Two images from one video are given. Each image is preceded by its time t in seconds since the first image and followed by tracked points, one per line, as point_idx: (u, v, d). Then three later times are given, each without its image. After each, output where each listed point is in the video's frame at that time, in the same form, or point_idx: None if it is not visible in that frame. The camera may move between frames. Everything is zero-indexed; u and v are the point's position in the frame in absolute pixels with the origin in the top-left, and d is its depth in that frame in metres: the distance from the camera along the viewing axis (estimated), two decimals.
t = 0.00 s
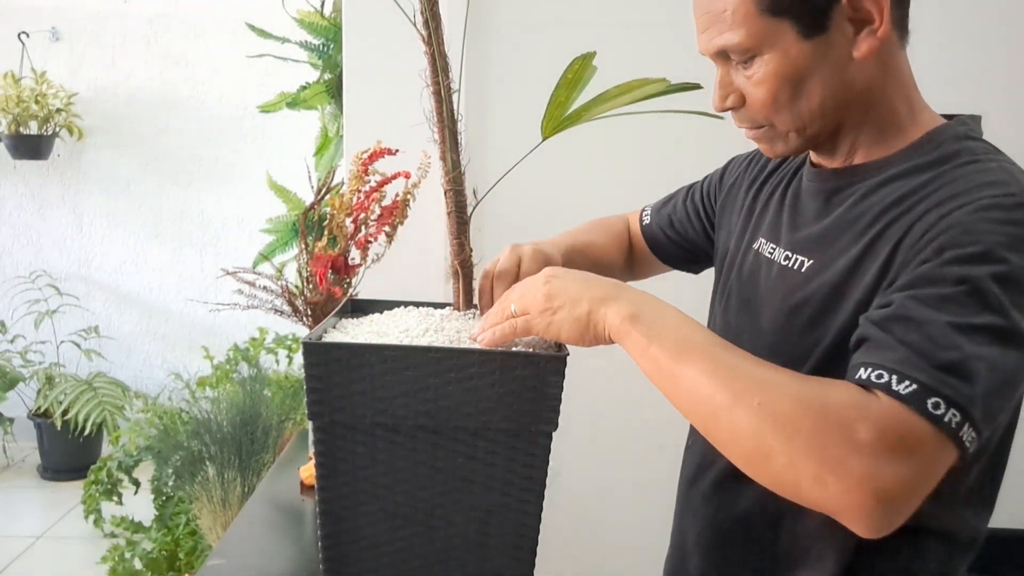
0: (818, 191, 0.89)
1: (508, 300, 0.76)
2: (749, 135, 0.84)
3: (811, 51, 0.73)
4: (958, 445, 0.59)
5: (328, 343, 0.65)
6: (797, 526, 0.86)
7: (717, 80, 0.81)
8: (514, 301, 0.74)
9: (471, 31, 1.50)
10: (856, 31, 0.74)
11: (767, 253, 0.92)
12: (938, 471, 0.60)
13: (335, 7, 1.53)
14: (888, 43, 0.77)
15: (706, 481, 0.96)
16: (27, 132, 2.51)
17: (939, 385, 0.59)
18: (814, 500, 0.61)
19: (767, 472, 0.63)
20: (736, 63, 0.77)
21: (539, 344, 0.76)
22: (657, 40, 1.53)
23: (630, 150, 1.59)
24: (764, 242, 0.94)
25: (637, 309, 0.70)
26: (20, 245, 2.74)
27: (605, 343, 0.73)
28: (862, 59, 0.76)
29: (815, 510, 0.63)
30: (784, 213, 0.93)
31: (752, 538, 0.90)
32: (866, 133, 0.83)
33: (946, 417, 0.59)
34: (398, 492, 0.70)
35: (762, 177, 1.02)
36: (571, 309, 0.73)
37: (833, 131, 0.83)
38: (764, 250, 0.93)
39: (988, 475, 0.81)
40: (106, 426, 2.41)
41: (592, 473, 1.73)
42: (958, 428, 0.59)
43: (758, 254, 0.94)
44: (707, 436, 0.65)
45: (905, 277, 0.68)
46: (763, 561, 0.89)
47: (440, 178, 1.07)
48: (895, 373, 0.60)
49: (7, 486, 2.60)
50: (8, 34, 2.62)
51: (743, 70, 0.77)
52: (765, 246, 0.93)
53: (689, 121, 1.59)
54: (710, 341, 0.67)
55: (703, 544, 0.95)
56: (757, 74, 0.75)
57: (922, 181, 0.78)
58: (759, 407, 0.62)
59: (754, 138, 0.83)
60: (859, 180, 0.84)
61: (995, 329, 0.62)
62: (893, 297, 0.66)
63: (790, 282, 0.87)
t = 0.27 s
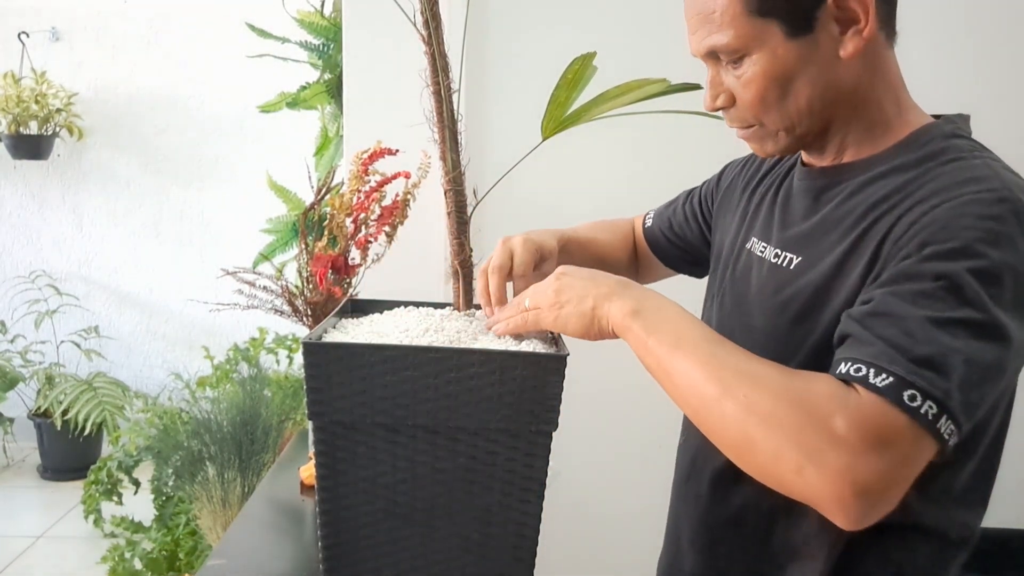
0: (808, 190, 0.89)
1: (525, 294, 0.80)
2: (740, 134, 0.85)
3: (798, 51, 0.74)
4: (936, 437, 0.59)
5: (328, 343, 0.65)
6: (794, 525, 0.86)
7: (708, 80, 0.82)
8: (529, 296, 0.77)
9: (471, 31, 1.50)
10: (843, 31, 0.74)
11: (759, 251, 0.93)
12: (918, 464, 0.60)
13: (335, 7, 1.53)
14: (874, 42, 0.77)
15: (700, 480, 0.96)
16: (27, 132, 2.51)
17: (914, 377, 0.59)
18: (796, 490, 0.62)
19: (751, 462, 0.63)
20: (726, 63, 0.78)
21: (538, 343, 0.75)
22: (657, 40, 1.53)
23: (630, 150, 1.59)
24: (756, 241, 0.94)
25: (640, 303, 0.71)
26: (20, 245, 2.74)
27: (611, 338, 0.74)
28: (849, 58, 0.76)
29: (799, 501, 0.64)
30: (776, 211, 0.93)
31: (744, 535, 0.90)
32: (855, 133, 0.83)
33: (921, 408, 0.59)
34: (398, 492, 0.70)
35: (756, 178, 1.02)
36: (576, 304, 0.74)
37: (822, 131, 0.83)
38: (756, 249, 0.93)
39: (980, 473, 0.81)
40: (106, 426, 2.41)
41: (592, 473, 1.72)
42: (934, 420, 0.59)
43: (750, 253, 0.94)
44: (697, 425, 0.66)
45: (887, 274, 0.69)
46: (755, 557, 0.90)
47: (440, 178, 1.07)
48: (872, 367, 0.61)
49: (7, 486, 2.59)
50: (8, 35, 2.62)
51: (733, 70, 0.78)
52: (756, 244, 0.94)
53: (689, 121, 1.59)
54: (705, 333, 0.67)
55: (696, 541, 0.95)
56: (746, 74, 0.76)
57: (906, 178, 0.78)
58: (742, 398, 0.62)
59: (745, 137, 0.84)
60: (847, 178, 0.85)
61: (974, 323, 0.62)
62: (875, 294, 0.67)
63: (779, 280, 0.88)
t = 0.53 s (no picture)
0: (799, 188, 0.90)
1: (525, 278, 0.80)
2: (732, 132, 0.86)
3: (789, 48, 0.75)
4: (928, 430, 0.60)
5: (329, 343, 0.65)
6: (791, 525, 0.86)
7: (704, 78, 0.84)
8: (528, 282, 0.78)
9: (471, 31, 1.50)
10: (834, 30, 0.76)
11: (751, 249, 0.93)
12: (913, 457, 0.61)
13: (335, 7, 1.53)
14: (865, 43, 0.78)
15: (695, 479, 0.96)
16: (27, 132, 2.51)
17: (906, 370, 0.60)
18: (794, 484, 0.62)
19: (750, 458, 0.64)
20: (719, 59, 0.79)
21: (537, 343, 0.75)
22: (657, 40, 1.53)
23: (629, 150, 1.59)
24: (748, 239, 0.94)
25: (637, 300, 0.71)
26: (20, 245, 2.74)
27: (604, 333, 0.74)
28: (840, 57, 0.77)
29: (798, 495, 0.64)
30: (767, 210, 0.94)
31: (737, 533, 0.90)
32: (846, 133, 0.84)
33: (913, 401, 0.60)
34: (398, 492, 0.70)
35: (749, 181, 1.02)
36: (574, 296, 0.74)
37: (813, 130, 0.84)
38: (747, 247, 0.94)
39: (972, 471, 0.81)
40: (106, 426, 2.41)
41: (592, 473, 1.72)
42: (927, 413, 0.60)
43: (742, 251, 0.95)
44: (695, 423, 0.66)
45: (877, 269, 0.69)
46: (748, 555, 0.89)
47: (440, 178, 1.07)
48: (864, 361, 0.61)
49: (7, 486, 2.59)
50: (8, 35, 2.62)
51: (726, 66, 0.79)
52: (748, 242, 0.94)
53: (689, 120, 1.58)
54: (702, 331, 0.68)
55: (689, 540, 0.95)
56: (739, 70, 0.77)
57: (895, 174, 0.79)
58: (741, 395, 0.63)
59: (737, 134, 0.85)
60: (838, 176, 0.85)
61: (962, 316, 0.62)
62: (865, 289, 0.68)
63: (770, 277, 0.88)
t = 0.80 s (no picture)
0: (793, 186, 0.90)
1: (500, 286, 0.76)
2: (727, 129, 0.86)
3: (785, 45, 0.76)
4: (941, 421, 0.60)
5: (329, 343, 0.65)
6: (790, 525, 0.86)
7: (699, 74, 0.84)
8: (507, 291, 0.73)
9: (471, 31, 1.50)
10: (829, 28, 0.77)
11: (746, 247, 0.92)
12: (925, 446, 0.61)
13: (335, 7, 1.52)
14: (859, 42, 0.79)
15: (690, 477, 0.95)
16: (27, 132, 2.51)
17: (919, 361, 0.60)
18: (810, 481, 0.62)
19: (763, 456, 0.63)
20: (716, 54, 0.80)
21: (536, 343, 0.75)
22: (657, 41, 1.53)
23: (629, 150, 1.59)
24: (743, 237, 0.94)
25: (629, 309, 0.70)
26: (20, 245, 2.74)
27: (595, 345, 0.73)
28: (835, 55, 0.78)
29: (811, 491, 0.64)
30: (761, 209, 0.94)
31: (735, 532, 0.90)
32: (840, 132, 0.85)
33: (928, 391, 0.60)
34: (398, 492, 0.70)
35: (741, 182, 1.02)
36: (564, 308, 0.72)
37: (807, 128, 0.85)
38: (743, 246, 0.93)
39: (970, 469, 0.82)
40: (106, 426, 2.41)
41: (592, 473, 1.72)
42: (941, 403, 0.60)
43: (738, 250, 0.94)
44: (705, 427, 0.66)
45: (880, 264, 0.69)
46: (743, 551, 0.90)
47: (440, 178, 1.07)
48: (877, 352, 0.61)
49: (7, 486, 2.59)
50: (8, 35, 2.62)
51: (723, 62, 0.80)
52: (743, 241, 0.93)
53: (689, 120, 1.58)
54: (699, 336, 0.67)
55: (684, 538, 0.95)
56: (735, 65, 0.78)
57: (893, 171, 0.79)
58: (751, 395, 0.62)
59: (732, 131, 0.85)
60: (832, 175, 0.86)
61: (967, 308, 0.63)
62: (869, 284, 0.68)
63: (767, 273, 0.87)
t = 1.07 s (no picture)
0: (788, 185, 0.90)
1: (474, 291, 0.74)
2: (722, 127, 0.86)
3: (781, 42, 0.76)
4: (928, 398, 0.61)
5: (329, 343, 0.65)
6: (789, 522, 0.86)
7: (696, 72, 0.85)
8: (483, 294, 0.71)
9: (472, 31, 1.50)
10: (825, 27, 0.78)
11: (743, 247, 0.92)
12: (913, 420, 0.61)
13: (335, 7, 1.52)
14: (855, 41, 0.80)
15: (688, 477, 0.95)
16: (27, 132, 2.51)
17: (908, 339, 0.61)
18: (799, 458, 0.62)
19: (750, 437, 0.63)
20: (713, 52, 0.80)
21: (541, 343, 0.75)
22: (657, 40, 1.53)
23: (630, 150, 1.59)
24: (740, 237, 0.93)
25: (608, 300, 0.70)
26: (20, 245, 2.74)
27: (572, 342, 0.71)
28: (831, 54, 0.79)
29: (800, 470, 0.64)
30: (757, 210, 0.94)
31: (734, 531, 0.90)
32: (835, 130, 0.85)
33: (916, 368, 0.60)
34: (398, 492, 0.70)
35: (736, 184, 1.02)
36: (541, 306, 0.70)
37: (801, 127, 0.85)
38: (740, 245, 0.93)
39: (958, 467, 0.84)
40: (106, 426, 2.41)
41: (592, 474, 1.72)
42: (929, 381, 0.61)
43: (734, 250, 0.94)
44: (691, 414, 0.66)
45: (874, 251, 0.70)
46: (742, 548, 0.90)
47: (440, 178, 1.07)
48: (867, 331, 0.62)
49: (7, 486, 2.60)
50: (8, 35, 2.62)
51: (719, 60, 0.80)
52: (740, 241, 0.93)
53: (689, 120, 1.58)
54: (680, 323, 0.68)
55: (688, 538, 0.95)
56: (732, 62, 0.78)
57: (888, 167, 0.79)
58: (735, 375, 0.63)
59: (727, 130, 0.85)
60: (826, 173, 0.85)
61: (957, 293, 0.64)
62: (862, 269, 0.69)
63: (765, 271, 0.87)
